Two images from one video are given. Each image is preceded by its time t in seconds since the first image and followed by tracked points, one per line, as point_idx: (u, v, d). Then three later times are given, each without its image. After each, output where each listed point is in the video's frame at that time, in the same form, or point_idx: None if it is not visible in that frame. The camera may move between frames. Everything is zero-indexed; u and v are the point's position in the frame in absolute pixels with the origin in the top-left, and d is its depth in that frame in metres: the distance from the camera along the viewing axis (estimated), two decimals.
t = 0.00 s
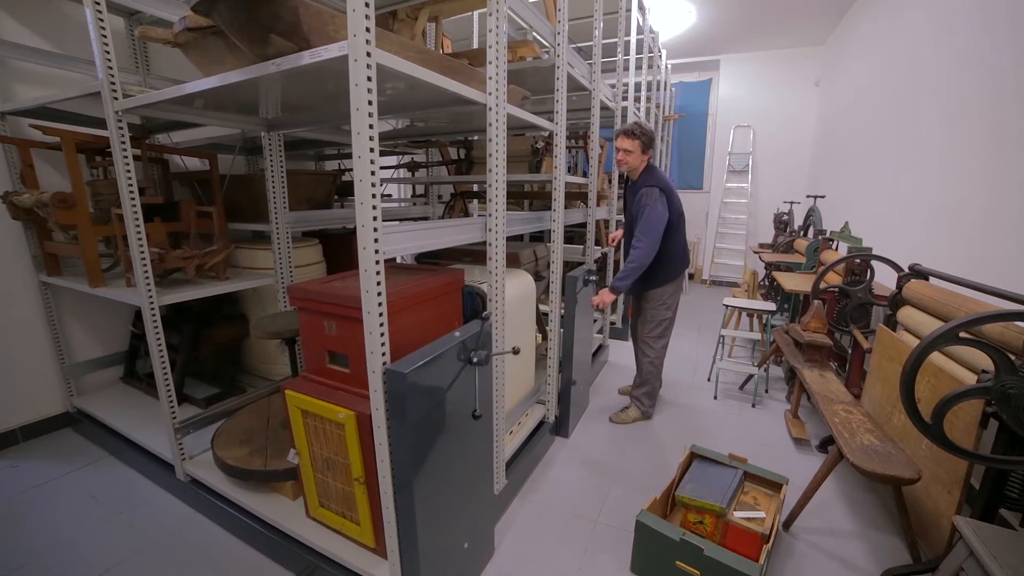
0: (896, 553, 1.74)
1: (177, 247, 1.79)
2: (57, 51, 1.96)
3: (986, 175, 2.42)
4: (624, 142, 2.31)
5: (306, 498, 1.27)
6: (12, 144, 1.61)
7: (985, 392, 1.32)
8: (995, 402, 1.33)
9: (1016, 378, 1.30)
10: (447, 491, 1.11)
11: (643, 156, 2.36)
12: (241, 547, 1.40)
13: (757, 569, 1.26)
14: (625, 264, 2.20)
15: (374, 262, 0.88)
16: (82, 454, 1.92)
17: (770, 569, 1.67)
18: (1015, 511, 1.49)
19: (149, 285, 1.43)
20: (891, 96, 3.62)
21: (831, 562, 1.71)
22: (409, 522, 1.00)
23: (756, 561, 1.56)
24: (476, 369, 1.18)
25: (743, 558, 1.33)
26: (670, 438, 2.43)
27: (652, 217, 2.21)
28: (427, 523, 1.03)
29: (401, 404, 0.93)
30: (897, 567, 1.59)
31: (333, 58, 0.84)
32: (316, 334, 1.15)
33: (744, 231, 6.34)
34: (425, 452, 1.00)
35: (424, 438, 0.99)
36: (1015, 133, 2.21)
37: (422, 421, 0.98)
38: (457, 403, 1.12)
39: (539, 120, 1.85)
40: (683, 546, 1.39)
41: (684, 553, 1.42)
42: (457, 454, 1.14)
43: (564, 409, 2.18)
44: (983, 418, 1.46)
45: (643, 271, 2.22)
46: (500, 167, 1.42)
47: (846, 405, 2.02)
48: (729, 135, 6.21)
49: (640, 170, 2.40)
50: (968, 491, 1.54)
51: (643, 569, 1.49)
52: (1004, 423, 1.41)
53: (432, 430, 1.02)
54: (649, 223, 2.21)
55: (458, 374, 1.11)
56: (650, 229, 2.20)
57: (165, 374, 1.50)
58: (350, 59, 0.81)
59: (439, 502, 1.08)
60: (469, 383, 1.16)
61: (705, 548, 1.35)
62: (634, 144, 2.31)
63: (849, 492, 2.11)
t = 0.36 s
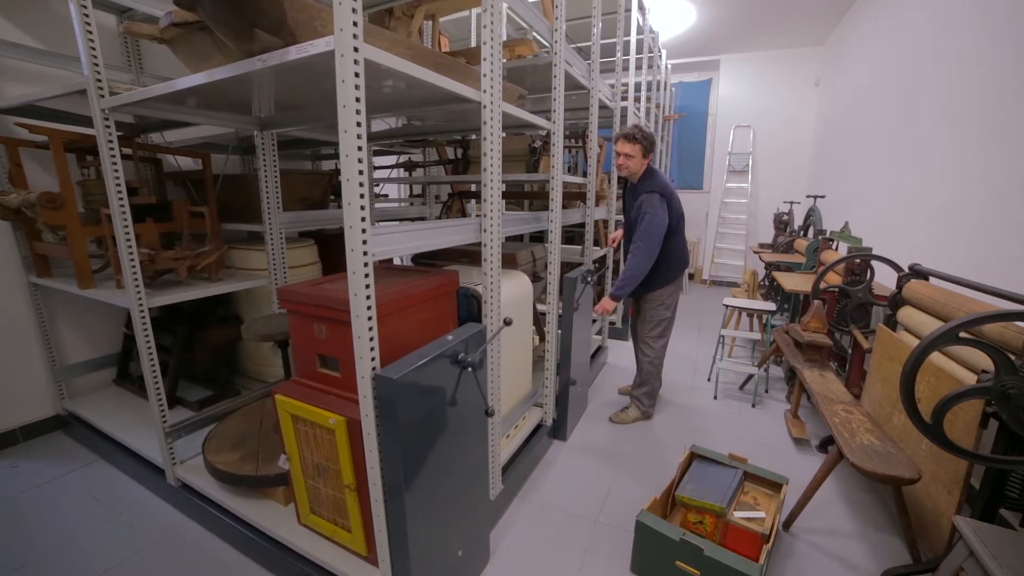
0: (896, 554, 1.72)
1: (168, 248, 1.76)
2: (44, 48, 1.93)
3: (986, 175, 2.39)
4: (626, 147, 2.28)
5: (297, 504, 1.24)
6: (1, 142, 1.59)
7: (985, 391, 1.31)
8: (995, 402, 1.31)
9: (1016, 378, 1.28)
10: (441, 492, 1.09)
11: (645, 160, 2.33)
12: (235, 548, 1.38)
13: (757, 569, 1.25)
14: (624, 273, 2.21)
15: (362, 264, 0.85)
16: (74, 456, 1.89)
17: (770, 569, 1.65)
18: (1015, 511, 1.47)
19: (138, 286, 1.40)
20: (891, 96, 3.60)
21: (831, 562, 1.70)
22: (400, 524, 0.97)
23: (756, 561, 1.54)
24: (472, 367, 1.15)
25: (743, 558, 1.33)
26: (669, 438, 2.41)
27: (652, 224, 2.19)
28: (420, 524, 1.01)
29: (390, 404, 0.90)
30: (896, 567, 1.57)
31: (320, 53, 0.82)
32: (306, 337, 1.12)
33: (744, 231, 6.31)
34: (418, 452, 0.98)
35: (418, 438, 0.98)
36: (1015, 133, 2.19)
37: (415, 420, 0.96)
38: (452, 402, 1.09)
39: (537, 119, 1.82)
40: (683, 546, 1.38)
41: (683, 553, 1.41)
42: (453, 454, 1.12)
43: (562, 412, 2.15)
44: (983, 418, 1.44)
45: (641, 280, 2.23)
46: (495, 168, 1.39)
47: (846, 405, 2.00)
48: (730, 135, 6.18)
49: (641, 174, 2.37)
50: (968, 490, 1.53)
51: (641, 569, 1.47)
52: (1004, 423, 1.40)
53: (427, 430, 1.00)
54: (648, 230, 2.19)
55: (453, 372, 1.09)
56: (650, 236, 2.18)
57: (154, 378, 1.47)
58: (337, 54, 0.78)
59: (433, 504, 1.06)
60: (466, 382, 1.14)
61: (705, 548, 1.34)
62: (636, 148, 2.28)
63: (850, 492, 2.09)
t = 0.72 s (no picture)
0: (897, 554, 1.71)
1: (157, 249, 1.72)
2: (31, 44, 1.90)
3: (986, 174, 2.37)
4: (630, 145, 2.25)
5: (288, 511, 1.21)
6: None
7: (984, 392, 1.30)
8: (995, 402, 1.30)
9: (1017, 378, 1.27)
10: (434, 496, 1.06)
11: (649, 159, 2.31)
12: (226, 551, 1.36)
13: (757, 569, 1.25)
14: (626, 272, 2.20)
15: (350, 266, 0.83)
16: (66, 458, 1.87)
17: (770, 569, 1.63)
18: (1015, 512, 1.48)
19: (126, 288, 1.37)
20: (891, 95, 3.57)
21: (831, 562, 1.68)
22: (390, 527, 0.95)
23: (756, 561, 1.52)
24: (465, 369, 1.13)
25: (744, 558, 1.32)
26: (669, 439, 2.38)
27: (656, 225, 2.16)
28: (411, 527, 0.98)
29: (377, 407, 0.87)
30: (897, 567, 1.56)
31: (306, 48, 0.79)
32: (295, 341, 1.10)
33: (744, 231, 6.29)
34: (410, 456, 0.95)
35: (413, 440, 0.96)
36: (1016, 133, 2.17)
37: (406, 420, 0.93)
38: (444, 407, 1.06)
39: (534, 117, 1.79)
40: (683, 546, 1.38)
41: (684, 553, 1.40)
42: (448, 455, 1.10)
43: (560, 414, 2.12)
44: (983, 418, 1.44)
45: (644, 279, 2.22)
46: (490, 167, 1.36)
47: (847, 405, 1.97)
48: (730, 135, 6.15)
49: (644, 174, 2.34)
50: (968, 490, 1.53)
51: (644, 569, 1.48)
52: (1005, 423, 1.40)
53: (419, 433, 0.98)
54: (651, 231, 2.17)
55: (446, 372, 1.06)
56: (652, 237, 2.16)
57: (144, 380, 1.44)
58: (322, 49, 0.76)
59: (426, 508, 1.04)
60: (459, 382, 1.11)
61: (705, 548, 1.34)
62: (641, 148, 2.26)
63: (850, 492, 2.07)
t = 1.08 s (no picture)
0: (897, 554, 1.69)
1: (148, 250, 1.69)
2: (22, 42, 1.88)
3: (986, 174, 2.35)
4: (633, 141, 2.23)
5: (278, 517, 1.18)
6: None
7: (984, 392, 1.28)
8: (994, 402, 1.28)
9: (1017, 378, 1.25)
10: (426, 498, 1.04)
11: (651, 156, 2.28)
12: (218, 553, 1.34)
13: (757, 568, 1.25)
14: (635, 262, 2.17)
15: (337, 268, 0.80)
16: (58, 461, 1.85)
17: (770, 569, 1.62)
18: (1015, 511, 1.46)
19: (114, 290, 1.34)
20: (891, 96, 3.55)
21: (831, 562, 1.66)
22: (378, 530, 0.92)
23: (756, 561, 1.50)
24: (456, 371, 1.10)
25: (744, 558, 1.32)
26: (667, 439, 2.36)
27: (663, 221, 2.13)
28: (401, 531, 0.96)
29: (364, 408, 0.85)
30: (897, 567, 1.54)
31: (290, 43, 0.77)
32: (284, 345, 1.07)
33: (744, 231, 6.26)
34: (400, 457, 0.93)
35: (404, 440, 0.94)
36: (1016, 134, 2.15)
37: (396, 420, 0.91)
38: (434, 409, 1.04)
39: (532, 116, 1.76)
40: (683, 547, 1.37)
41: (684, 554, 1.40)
42: (439, 457, 1.08)
43: (557, 416, 2.09)
44: (983, 418, 1.43)
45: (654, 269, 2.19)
46: (484, 166, 1.34)
47: (847, 405, 1.95)
48: (730, 135, 6.12)
49: (646, 171, 2.32)
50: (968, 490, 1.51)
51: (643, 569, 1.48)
52: (1004, 423, 1.39)
53: (409, 434, 0.96)
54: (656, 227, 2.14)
55: (436, 374, 1.04)
56: (661, 233, 2.13)
57: (132, 384, 1.41)
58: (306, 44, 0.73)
59: (417, 511, 1.01)
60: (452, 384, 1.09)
61: (705, 548, 1.34)
62: (643, 144, 2.23)
63: (850, 492, 2.04)
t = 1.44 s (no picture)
0: (897, 555, 1.66)
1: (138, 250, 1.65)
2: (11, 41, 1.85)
3: (986, 175, 2.32)
4: (633, 139, 2.20)
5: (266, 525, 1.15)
6: None
7: (985, 392, 1.26)
8: (995, 402, 1.27)
9: (1017, 378, 1.24)
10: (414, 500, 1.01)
11: (651, 154, 2.25)
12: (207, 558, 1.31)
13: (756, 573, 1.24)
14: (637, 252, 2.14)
15: (321, 271, 0.77)
16: (48, 464, 1.82)
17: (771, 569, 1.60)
18: (1015, 511, 1.44)
19: (100, 292, 1.30)
20: (891, 96, 3.51)
21: (831, 563, 1.64)
22: (364, 534, 0.90)
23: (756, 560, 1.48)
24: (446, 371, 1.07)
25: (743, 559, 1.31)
26: (666, 439, 2.34)
27: (666, 219, 2.11)
28: (388, 535, 0.93)
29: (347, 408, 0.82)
30: (896, 567, 1.53)
31: (272, 37, 0.74)
32: (272, 350, 1.05)
33: (744, 231, 6.23)
34: (387, 459, 0.90)
35: (391, 441, 0.91)
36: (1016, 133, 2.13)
37: (383, 419, 0.88)
38: (423, 412, 1.00)
39: (529, 115, 1.73)
40: (683, 546, 1.37)
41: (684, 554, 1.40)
42: (429, 459, 1.05)
43: (555, 419, 2.06)
44: (983, 418, 1.41)
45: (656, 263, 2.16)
46: (478, 165, 1.32)
47: (847, 405, 1.92)
48: (730, 135, 6.09)
49: (646, 169, 2.29)
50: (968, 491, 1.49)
51: (643, 570, 1.47)
52: (1004, 424, 1.36)
53: (398, 435, 0.93)
54: (657, 225, 2.12)
55: (425, 374, 1.01)
56: (665, 230, 2.10)
57: (119, 389, 1.37)
58: (287, 37, 0.70)
59: (404, 516, 0.98)
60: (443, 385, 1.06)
61: (706, 548, 1.33)
62: (643, 143, 2.20)
63: (850, 492, 2.02)
